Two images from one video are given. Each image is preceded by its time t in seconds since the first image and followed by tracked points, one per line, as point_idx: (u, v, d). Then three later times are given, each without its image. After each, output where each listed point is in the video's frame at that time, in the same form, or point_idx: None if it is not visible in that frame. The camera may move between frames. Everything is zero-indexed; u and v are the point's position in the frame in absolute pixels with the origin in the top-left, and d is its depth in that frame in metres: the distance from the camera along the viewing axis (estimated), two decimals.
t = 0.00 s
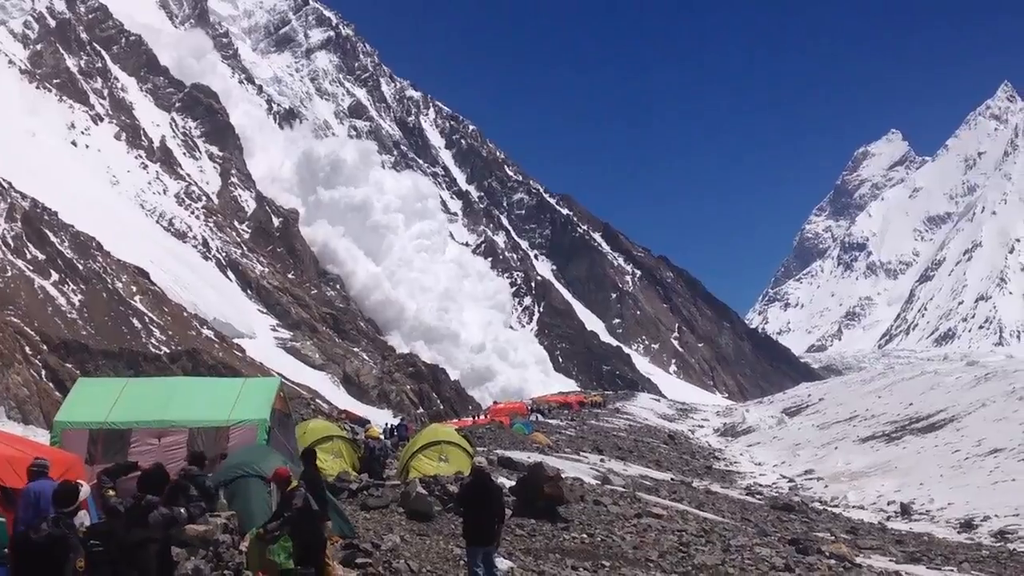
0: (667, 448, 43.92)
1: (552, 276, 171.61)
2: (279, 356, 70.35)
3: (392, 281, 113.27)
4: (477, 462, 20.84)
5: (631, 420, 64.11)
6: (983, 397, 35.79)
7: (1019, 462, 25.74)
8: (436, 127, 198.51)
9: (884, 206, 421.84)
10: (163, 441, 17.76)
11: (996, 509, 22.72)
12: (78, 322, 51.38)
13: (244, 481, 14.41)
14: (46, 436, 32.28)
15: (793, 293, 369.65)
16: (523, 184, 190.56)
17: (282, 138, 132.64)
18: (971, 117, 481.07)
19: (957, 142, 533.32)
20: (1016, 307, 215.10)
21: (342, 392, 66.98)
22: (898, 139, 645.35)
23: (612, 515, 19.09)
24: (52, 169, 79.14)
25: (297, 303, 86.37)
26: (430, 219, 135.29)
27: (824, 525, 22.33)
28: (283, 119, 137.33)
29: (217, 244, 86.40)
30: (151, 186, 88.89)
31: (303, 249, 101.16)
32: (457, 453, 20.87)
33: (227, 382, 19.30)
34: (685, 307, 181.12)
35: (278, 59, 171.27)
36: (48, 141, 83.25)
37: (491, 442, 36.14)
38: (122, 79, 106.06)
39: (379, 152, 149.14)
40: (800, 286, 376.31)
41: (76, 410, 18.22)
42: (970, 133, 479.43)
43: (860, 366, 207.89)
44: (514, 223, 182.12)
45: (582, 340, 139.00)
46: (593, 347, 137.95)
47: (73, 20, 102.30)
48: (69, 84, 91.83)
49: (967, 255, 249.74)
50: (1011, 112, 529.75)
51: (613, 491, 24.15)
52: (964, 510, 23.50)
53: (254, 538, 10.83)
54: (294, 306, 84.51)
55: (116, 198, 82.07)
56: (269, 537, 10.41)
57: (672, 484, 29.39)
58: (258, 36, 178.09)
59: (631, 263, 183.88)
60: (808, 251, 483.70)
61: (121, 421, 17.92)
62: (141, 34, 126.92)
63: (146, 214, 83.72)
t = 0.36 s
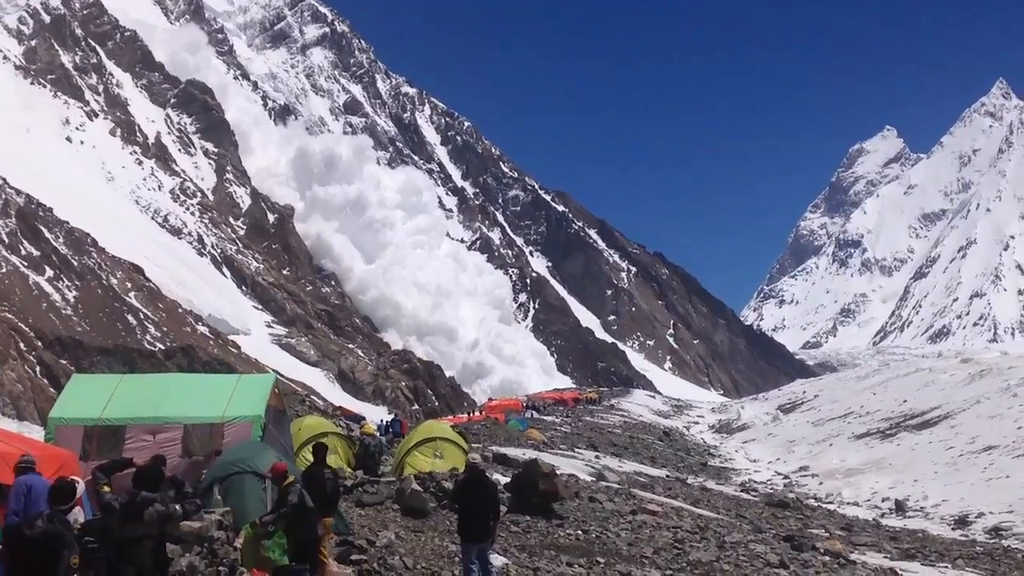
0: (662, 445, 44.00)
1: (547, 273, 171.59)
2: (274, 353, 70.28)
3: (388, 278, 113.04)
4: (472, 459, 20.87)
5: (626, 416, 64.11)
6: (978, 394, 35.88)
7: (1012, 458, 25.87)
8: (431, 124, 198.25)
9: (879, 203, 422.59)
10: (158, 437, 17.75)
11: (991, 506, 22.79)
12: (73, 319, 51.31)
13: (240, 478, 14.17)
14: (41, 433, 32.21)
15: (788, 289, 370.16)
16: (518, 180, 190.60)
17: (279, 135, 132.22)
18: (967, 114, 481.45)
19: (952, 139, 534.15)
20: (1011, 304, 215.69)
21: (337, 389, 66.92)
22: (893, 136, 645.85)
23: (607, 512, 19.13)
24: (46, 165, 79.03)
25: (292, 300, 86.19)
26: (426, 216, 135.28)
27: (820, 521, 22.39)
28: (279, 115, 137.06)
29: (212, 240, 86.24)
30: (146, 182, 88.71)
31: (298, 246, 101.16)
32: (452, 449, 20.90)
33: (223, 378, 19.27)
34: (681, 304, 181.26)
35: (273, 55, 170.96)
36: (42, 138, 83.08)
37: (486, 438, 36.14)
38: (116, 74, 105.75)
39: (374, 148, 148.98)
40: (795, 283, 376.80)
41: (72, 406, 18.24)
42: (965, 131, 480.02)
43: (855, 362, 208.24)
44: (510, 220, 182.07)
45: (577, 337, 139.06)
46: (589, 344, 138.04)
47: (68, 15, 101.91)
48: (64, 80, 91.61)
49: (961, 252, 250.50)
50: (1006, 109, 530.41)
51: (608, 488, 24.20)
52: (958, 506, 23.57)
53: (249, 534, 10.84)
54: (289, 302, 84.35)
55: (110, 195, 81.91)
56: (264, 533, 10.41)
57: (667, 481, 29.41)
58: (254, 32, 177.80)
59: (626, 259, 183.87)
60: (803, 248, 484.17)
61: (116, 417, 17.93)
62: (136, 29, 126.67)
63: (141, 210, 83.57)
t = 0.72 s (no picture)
0: (657, 441, 44.09)
1: (544, 269, 171.60)
2: (270, 350, 70.24)
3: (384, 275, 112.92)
4: (468, 455, 20.88)
5: (622, 413, 64.14)
6: (974, 391, 35.97)
7: (1007, 455, 25.93)
8: (427, 121, 197.94)
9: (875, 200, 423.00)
10: (154, 434, 17.73)
11: (987, 503, 22.86)
12: (68, 316, 51.30)
13: (236, 475, 14.14)
14: (36, 429, 32.19)
15: (783, 286, 370.56)
16: (514, 177, 190.64)
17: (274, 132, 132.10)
18: (963, 111, 481.68)
19: (947, 136, 534.62)
20: (1006, 300, 216.13)
21: (333, 386, 66.91)
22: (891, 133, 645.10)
23: (603, 509, 19.15)
24: (42, 163, 78.99)
25: (288, 296, 86.14)
26: (421, 213, 135.27)
27: (816, 519, 22.40)
28: (275, 111, 136.86)
29: (208, 237, 86.11)
30: (142, 179, 88.62)
31: (293, 244, 101.11)
32: (447, 445, 20.96)
33: (219, 376, 19.23)
34: (676, 301, 181.40)
35: (269, 52, 170.74)
36: (38, 135, 83.08)
37: (483, 435, 36.15)
38: (112, 72, 105.52)
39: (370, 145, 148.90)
40: (791, 280, 377.19)
41: (68, 403, 18.21)
42: (961, 127, 480.34)
43: (851, 359, 208.57)
44: (506, 216, 182.02)
45: (574, 334, 139.16)
46: (585, 341, 138.19)
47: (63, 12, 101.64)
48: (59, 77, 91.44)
49: (957, 249, 250.79)
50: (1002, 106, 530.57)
51: (604, 485, 24.21)
52: (953, 503, 23.66)
53: (245, 533, 10.84)
54: (285, 299, 84.28)
55: (105, 192, 81.80)
56: (258, 531, 10.42)
57: (663, 478, 29.45)
58: (249, 28, 177.72)
59: (623, 256, 183.92)
60: (800, 244, 484.56)
61: (113, 414, 17.90)
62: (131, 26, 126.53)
63: (137, 207, 83.52)
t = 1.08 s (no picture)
0: (653, 440, 44.13)
1: (539, 268, 171.54)
2: (266, 348, 70.17)
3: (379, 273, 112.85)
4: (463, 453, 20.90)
5: (618, 411, 64.15)
6: (969, 389, 36.07)
7: (1001, 453, 26.03)
8: (423, 119, 197.58)
9: (871, 197, 423.47)
10: (149, 432, 17.71)
11: (982, 500, 22.95)
12: (64, 314, 51.24)
13: (232, 473, 14.11)
14: (30, 427, 32.07)
15: (779, 284, 370.89)
16: (510, 175, 190.70)
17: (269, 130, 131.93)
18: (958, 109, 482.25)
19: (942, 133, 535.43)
20: (1002, 298, 216.74)
21: (329, 385, 66.85)
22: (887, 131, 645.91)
23: (599, 507, 19.16)
24: (37, 161, 78.88)
25: (284, 295, 86.03)
26: (417, 211, 135.23)
27: (811, 516, 22.48)
28: (270, 109, 136.63)
29: (203, 235, 85.96)
30: (137, 177, 88.51)
31: (289, 241, 100.98)
32: (443, 443, 20.97)
33: (214, 374, 19.24)
34: (672, 299, 181.52)
35: (264, 50, 170.38)
36: (33, 134, 82.99)
37: (478, 433, 36.14)
38: (107, 69, 105.31)
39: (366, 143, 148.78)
40: (786, 277, 377.77)
41: (61, 401, 18.17)
42: (957, 125, 481.15)
43: (846, 356, 208.96)
44: (501, 214, 181.86)
45: (569, 332, 139.20)
46: (580, 339, 138.24)
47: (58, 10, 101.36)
48: (54, 75, 91.21)
49: (953, 247, 251.12)
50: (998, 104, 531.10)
51: (600, 483, 24.27)
52: (949, 500, 23.74)
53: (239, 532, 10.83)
54: (280, 298, 84.18)
55: (101, 190, 81.70)
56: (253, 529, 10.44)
57: (659, 475, 29.53)
58: (244, 27, 177.51)
59: (618, 254, 183.95)
60: (795, 242, 485.10)
61: (107, 413, 17.88)
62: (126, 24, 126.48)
63: (132, 205, 83.42)
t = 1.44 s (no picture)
0: (647, 439, 44.16)
1: (534, 267, 171.52)
2: (260, 348, 70.07)
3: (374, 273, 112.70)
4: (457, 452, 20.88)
5: (613, 411, 64.14)
6: (963, 389, 36.15)
7: (996, 452, 26.10)
8: (418, 118, 196.99)
9: (865, 197, 424.31)
10: (143, 432, 17.68)
11: (976, 500, 23.03)
12: (58, 313, 51.14)
13: (227, 472, 14.07)
14: (24, 427, 31.96)
15: (773, 284, 371.35)
16: (505, 175, 190.86)
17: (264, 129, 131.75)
18: (952, 109, 483.35)
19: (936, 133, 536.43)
20: (995, 297, 217.34)
21: (324, 384, 66.77)
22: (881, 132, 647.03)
23: (593, 506, 19.16)
24: (30, 161, 78.71)
25: (279, 294, 85.95)
26: (411, 211, 135.15)
27: (805, 516, 22.50)
28: (265, 108, 136.44)
29: (198, 235, 85.83)
30: (131, 177, 88.40)
31: (283, 241, 100.85)
32: (437, 442, 20.96)
33: (208, 373, 19.22)
34: (667, 299, 181.66)
35: (259, 49, 170.08)
36: (27, 133, 82.86)
37: (473, 433, 36.12)
38: (101, 69, 105.04)
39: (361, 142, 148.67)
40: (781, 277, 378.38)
41: (55, 400, 18.13)
42: (951, 124, 482.03)
43: (840, 356, 209.40)
44: (496, 213, 181.77)
45: (564, 332, 139.30)
46: (574, 340, 138.34)
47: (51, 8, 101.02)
48: (49, 74, 90.94)
49: (947, 247, 251.59)
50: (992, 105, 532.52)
51: (594, 482, 24.30)
52: (943, 500, 23.80)
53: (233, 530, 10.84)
54: (275, 297, 84.07)
55: (95, 189, 81.61)
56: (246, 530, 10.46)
57: (653, 475, 29.57)
58: (239, 26, 177.37)
59: (613, 254, 184.08)
60: (790, 242, 485.89)
61: (101, 412, 17.84)
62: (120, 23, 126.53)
63: (126, 204, 83.33)
